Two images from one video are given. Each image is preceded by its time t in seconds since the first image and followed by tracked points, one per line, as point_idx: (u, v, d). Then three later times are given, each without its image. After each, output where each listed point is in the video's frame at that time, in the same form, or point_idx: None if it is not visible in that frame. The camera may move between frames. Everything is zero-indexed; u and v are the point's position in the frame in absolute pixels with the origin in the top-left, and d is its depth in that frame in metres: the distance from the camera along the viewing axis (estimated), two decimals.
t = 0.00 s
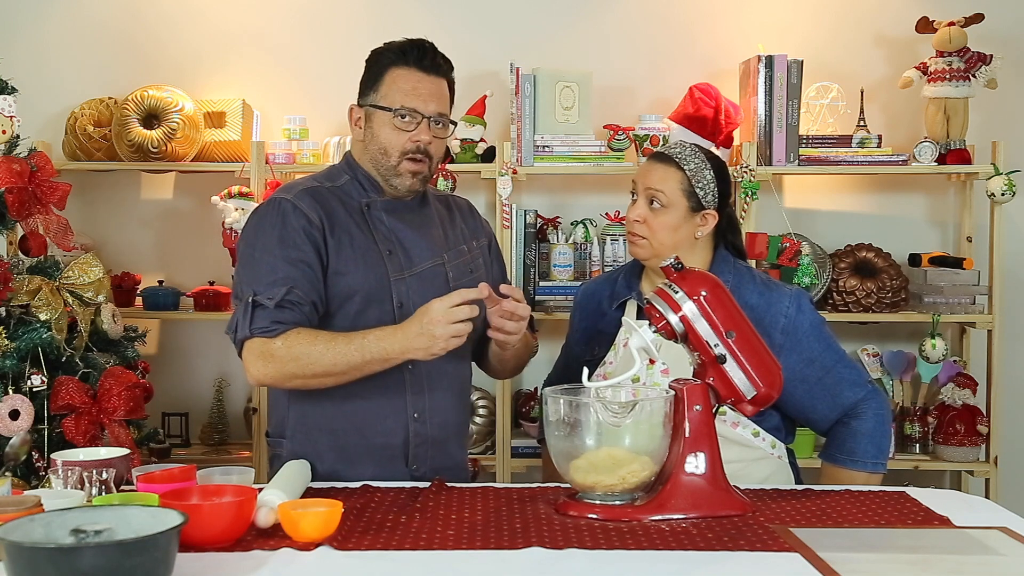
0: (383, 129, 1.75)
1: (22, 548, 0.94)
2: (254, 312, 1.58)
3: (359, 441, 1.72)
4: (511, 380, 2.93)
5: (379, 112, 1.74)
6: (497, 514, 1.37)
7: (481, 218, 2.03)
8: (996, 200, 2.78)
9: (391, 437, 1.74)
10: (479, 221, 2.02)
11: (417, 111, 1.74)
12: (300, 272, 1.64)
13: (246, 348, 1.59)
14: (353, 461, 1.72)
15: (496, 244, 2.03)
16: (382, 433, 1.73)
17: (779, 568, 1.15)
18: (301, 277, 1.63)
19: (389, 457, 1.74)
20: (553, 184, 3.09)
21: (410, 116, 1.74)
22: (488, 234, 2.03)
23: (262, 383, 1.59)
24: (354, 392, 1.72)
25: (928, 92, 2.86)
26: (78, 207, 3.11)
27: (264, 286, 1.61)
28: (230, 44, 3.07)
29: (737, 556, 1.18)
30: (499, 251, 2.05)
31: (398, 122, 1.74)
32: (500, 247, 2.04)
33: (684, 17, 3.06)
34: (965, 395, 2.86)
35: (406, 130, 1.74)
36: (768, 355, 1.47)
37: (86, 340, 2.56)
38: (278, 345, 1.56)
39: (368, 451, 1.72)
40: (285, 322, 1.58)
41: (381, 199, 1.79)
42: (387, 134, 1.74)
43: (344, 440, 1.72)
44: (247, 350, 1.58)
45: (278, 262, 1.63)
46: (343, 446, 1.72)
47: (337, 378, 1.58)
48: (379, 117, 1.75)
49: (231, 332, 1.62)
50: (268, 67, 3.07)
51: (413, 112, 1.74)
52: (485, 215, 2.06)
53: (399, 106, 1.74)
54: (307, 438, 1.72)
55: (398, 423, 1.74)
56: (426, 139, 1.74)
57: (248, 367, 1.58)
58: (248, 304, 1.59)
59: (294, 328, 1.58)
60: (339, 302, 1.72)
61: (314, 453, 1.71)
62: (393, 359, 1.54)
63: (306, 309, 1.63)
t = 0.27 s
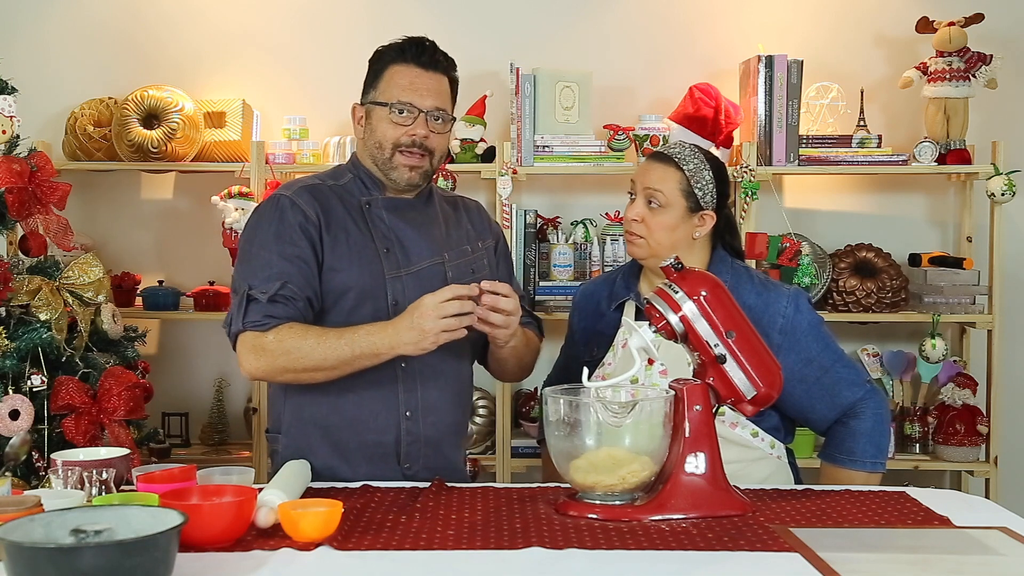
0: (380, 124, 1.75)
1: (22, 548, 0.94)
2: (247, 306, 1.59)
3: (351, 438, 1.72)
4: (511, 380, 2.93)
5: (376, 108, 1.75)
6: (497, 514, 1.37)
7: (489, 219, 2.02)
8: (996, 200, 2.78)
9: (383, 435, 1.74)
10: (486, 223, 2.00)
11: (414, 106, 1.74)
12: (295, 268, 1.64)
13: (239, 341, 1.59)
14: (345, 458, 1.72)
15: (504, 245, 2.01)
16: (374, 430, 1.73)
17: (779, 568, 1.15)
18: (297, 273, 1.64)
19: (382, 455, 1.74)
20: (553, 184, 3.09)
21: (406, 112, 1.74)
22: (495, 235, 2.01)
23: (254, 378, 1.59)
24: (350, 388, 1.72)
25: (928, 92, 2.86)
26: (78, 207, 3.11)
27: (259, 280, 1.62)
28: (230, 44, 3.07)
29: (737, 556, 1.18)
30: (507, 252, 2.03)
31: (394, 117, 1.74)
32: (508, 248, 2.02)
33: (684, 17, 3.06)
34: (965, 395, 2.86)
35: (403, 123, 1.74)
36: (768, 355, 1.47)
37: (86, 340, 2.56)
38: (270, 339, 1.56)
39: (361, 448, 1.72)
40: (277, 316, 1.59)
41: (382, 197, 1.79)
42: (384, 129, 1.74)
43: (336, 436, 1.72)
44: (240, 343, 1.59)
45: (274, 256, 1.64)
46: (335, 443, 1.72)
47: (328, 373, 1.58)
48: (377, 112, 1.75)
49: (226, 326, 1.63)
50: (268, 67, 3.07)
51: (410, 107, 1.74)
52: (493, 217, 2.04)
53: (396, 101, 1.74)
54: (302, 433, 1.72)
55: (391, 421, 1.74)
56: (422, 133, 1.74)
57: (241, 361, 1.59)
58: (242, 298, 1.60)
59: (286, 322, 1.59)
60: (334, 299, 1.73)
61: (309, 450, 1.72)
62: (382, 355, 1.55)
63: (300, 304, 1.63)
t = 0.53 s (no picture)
0: (382, 124, 1.75)
1: (22, 547, 0.94)
2: (240, 305, 1.62)
3: (347, 436, 1.72)
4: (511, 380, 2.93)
5: (378, 108, 1.75)
6: (497, 514, 1.37)
7: (494, 217, 2.00)
8: (996, 200, 2.78)
9: (379, 433, 1.73)
10: (491, 220, 1.98)
11: (416, 104, 1.74)
12: (289, 266, 1.66)
13: (233, 338, 1.63)
14: (340, 456, 1.72)
15: (508, 243, 2.00)
16: (370, 428, 1.73)
17: (779, 568, 1.15)
18: (291, 272, 1.66)
19: (377, 454, 1.73)
20: (553, 184, 3.09)
21: (408, 110, 1.73)
22: (499, 234, 1.99)
23: (250, 375, 1.62)
24: (347, 386, 1.73)
25: (928, 92, 2.86)
26: (78, 207, 3.11)
27: (254, 279, 1.64)
28: (230, 44, 3.07)
29: (737, 556, 1.18)
30: (512, 251, 2.01)
31: (397, 116, 1.74)
32: (513, 247, 2.00)
33: (684, 17, 3.06)
34: (965, 395, 2.86)
35: (405, 121, 1.74)
36: (768, 355, 1.47)
37: (86, 340, 2.56)
38: (260, 335, 1.59)
39: (357, 446, 1.72)
40: (269, 314, 1.61)
41: (381, 197, 1.79)
42: (387, 128, 1.74)
43: (331, 434, 1.72)
44: (235, 341, 1.63)
45: (268, 255, 1.65)
46: (331, 441, 1.72)
47: (321, 364, 1.59)
48: (379, 111, 1.75)
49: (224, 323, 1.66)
50: (268, 67, 3.07)
51: (412, 105, 1.73)
52: (498, 216, 2.03)
53: (398, 100, 1.74)
54: (300, 430, 1.73)
55: (387, 419, 1.74)
56: (425, 130, 1.74)
57: (237, 359, 1.62)
58: (236, 296, 1.63)
59: (277, 320, 1.61)
60: (330, 298, 1.73)
61: (306, 448, 1.72)
62: (371, 340, 1.54)
63: (294, 303, 1.64)
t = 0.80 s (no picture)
0: (420, 139, 1.76)
1: (22, 547, 0.94)
2: (243, 316, 1.62)
3: (349, 438, 1.72)
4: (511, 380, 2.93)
5: (414, 123, 1.75)
6: (497, 514, 1.37)
7: (489, 215, 2.00)
8: (996, 200, 2.78)
9: (382, 435, 1.74)
10: (486, 218, 1.98)
11: (450, 118, 1.77)
12: (292, 274, 1.65)
13: (236, 349, 1.63)
14: (343, 458, 1.72)
15: (502, 239, 2.00)
16: (373, 430, 1.73)
17: (779, 568, 1.15)
18: (293, 280, 1.65)
19: (380, 456, 1.74)
20: (553, 184, 3.09)
21: (446, 126, 1.77)
22: (494, 231, 1.99)
23: (253, 385, 1.63)
24: (349, 389, 1.73)
25: (928, 92, 2.86)
26: (78, 207, 3.11)
27: (255, 289, 1.63)
28: (230, 44, 3.07)
29: (738, 556, 1.18)
30: (506, 246, 2.01)
31: (434, 131, 1.76)
32: (507, 243, 2.01)
33: (684, 17, 3.06)
34: (965, 395, 2.86)
35: (444, 137, 1.77)
36: (768, 355, 1.47)
37: (86, 340, 2.56)
38: (265, 349, 1.59)
39: (360, 448, 1.72)
40: (273, 326, 1.61)
41: (380, 199, 1.78)
42: (426, 144, 1.76)
43: (334, 436, 1.72)
44: (237, 352, 1.63)
45: (268, 265, 1.65)
46: (334, 443, 1.72)
47: (326, 379, 1.60)
48: (415, 126, 1.75)
49: (225, 332, 1.66)
50: (268, 67, 3.07)
51: (448, 120, 1.77)
52: (492, 211, 2.03)
53: (435, 115, 1.76)
54: (301, 432, 1.73)
55: (390, 421, 1.74)
56: (460, 144, 1.79)
57: (240, 369, 1.63)
58: (238, 307, 1.62)
59: (282, 332, 1.61)
60: (332, 302, 1.73)
61: (309, 450, 1.73)
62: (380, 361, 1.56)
63: (297, 312, 1.64)
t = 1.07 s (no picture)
0: (419, 137, 1.75)
1: (21, 548, 0.94)
2: (251, 317, 1.61)
3: (355, 440, 1.72)
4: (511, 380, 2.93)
5: (414, 122, 1.75)
6: (497, 514, 1.37)
7: (485, 215, 2.02)
8: (996, 200, 2.78)
9: (388, 436, 1.74)
10: (482, 218, 2.00)
11: (450, 117, 1.77)
12: (298, 275, 1.65)
13: (244, 351, 1.61)
14: (349, 460, 1.72)
15: (498, 239, 2.01)
16: (379, 431, 1.73)
17: (779, 568, 1.15)
18: (299, 281, 1.64)
19: (385, 458, 1.74)
20: (553, 184, 3.09)
21: (445, 125, 1.76)
22: (491, 230, 2.00)
23: (261, 386, 1.62)
24: (356, 392, 1.72)
25: (928, 92, 2.86)
26: (78, 207, 3.11)
27: (262, 290, 1.62)
28: (230, 44, 3.07)
29: (737, 556, 1.18)
30: (502, 246, 2.03)
31: (433, 130, 1.76)
32: (503, 242, 2.02)
33: (684, 17, 3.06)
34: (965, 395, 2.86)
35: (443, 136, 1.77)
36: (768, 355, 1.47)
37: (86, 340, 2.56)
38: (275, 349, 1.58)
39: (366, 449, 1.72)
40: (282, 327, 1.60)
41: (381, 199, 1.79)
42: (426, 143, 1.76)
43: (339, 438, 1.72)
44: (245, 353, 1.61)
45: (274, 266, 1.64)
46: (339, 445, 1.72)
47: (336, 378, 1.60)
48: (416, 125, 1.75)
49: (230, 335, 1.64)
50: (268, 67, 3.07)
51: (448, 119, 1.77)
52: (487, 211, 2.04)
53: (436, 114, 1.76)
54: (305, 433, 1.73)
55: (395, 423, 1.74)
56: (459, 143, 1.79)
57: (247, 371, 1.61)
58: (246, 308, 1.61)
59: (291, 332, 1.60)
60: (336, 303, 1.73)
61: (313, 452, 1.72)
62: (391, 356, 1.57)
63: (304, 313, 1.64)
